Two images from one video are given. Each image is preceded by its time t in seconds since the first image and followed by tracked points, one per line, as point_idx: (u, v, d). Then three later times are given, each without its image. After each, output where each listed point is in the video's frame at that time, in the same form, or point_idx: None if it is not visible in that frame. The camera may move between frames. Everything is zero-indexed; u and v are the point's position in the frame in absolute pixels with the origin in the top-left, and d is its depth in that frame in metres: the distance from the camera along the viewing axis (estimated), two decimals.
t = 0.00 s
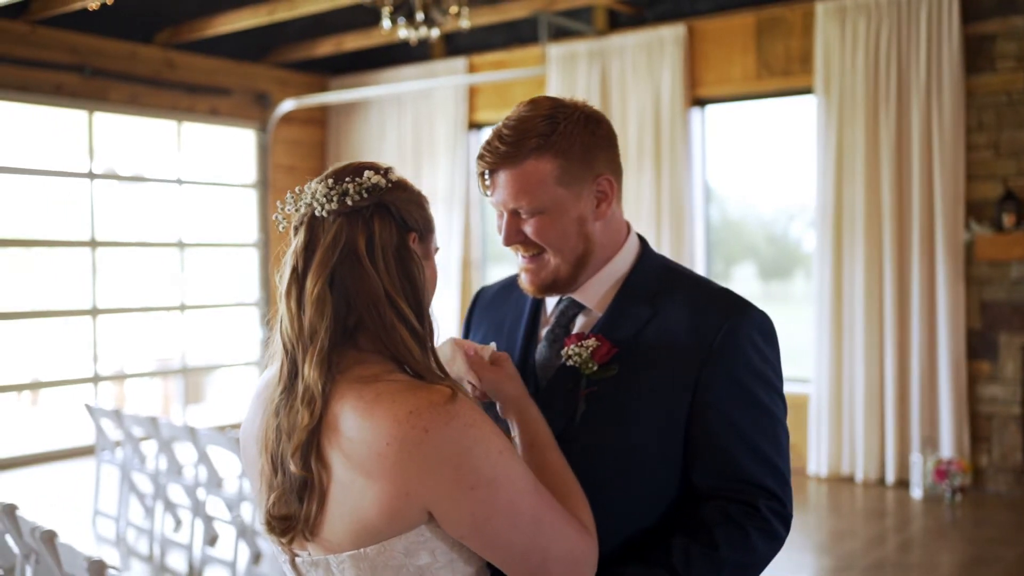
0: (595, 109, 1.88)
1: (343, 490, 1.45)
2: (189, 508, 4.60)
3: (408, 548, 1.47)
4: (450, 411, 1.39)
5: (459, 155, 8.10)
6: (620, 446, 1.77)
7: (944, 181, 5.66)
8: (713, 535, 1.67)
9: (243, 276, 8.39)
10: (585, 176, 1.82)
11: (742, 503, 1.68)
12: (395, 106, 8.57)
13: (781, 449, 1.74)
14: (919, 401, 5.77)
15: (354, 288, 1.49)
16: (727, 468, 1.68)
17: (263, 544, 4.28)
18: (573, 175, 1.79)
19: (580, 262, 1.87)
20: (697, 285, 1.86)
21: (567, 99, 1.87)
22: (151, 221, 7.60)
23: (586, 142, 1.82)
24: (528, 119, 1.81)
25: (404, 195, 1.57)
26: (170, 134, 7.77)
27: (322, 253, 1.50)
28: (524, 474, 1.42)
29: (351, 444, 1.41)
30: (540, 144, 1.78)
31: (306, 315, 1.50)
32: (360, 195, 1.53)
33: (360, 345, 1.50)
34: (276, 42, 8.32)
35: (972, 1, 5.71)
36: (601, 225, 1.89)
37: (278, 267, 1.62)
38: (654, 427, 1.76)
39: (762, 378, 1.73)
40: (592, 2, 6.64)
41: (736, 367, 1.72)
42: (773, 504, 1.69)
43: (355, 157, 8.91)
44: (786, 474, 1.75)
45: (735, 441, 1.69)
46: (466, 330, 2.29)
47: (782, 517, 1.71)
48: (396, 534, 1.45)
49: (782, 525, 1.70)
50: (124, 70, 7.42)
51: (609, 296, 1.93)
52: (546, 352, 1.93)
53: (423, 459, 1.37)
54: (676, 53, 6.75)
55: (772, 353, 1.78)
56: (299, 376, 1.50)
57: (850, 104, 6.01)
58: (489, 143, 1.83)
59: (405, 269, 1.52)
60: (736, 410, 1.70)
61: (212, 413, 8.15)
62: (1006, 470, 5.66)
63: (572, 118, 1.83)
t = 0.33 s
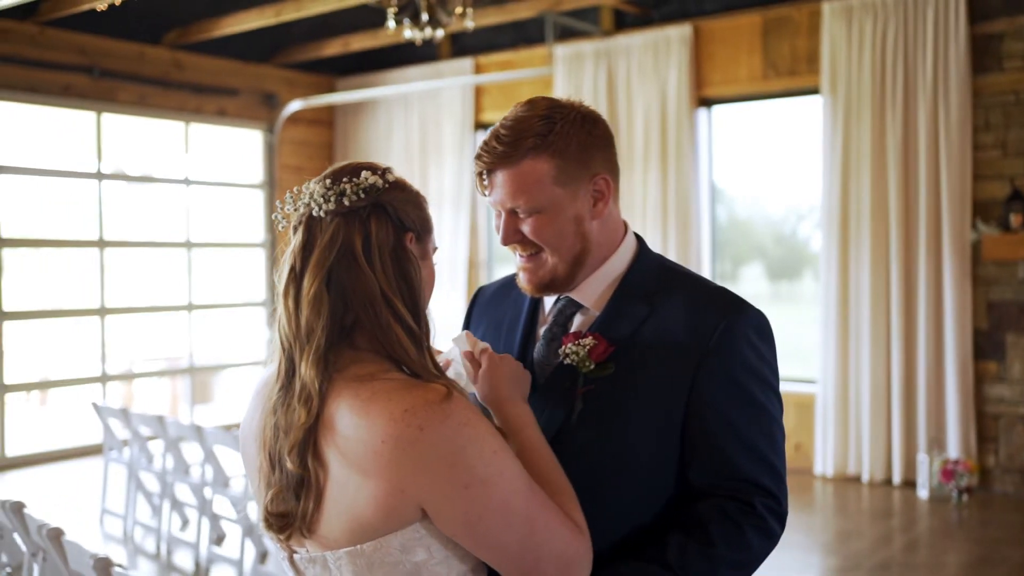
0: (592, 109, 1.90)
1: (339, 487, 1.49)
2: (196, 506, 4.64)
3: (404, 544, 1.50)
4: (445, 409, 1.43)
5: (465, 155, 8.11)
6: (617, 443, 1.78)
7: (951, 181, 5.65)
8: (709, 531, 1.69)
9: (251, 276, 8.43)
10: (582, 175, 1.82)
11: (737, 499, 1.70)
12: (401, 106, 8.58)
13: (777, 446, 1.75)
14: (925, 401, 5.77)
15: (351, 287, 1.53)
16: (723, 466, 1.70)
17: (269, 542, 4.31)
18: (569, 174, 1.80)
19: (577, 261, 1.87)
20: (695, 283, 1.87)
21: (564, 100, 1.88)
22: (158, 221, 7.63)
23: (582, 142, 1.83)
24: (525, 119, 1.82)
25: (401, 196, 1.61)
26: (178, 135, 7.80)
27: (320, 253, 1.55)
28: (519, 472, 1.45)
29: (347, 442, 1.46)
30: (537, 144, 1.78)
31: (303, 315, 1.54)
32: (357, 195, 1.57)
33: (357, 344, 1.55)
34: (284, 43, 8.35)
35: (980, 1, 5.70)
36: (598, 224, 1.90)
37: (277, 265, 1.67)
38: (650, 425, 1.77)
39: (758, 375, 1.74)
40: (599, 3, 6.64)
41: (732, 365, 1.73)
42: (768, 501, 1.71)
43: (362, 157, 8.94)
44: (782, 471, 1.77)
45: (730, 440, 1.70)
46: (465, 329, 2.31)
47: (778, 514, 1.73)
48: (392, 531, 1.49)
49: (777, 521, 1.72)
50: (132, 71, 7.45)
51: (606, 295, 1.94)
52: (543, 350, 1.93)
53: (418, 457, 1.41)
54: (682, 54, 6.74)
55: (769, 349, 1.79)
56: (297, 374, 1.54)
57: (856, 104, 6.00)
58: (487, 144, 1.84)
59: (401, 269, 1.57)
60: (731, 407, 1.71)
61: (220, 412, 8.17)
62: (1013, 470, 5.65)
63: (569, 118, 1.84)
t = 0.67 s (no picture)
0: (589, 110, 1.91)
1: (335, 484, 1.51)
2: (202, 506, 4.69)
3: (401, 540, 1.51)
4: (440, 407, 1.44)
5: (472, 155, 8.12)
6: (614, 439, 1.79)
7: (958, 181, 5.63)
8: (704, 527, 1.71)
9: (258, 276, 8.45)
10: (580, 174, 1.83)
11: (732, 495, 1.71)
12: (408, 106, 8.59)
13: (773, 443, 1.76)
14: (932, 401, 5.75)
15: (347, 287, 1.54)
16: (719, 462, 1.72)
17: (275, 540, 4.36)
18: (567, 173, 1.81)
19: (575, 260, 1.88)
20: (692, 282, 1.89)
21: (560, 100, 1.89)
22: (166, 221, 7.65)
23: (580, 141, 1.84)
24: (522, 119, 1.83)
25: (398, 196, 1.62)
26: (186, 135, 7.82)
27: (316, 252, 1.56)
28: (515, 468, 1.46)
29: (343, 440, 1.47)
30: (535, 143, 1.79)
31: (299, 314, 1.56)
32: (354, 195, 1.59)
33: (353, 343, 1.56)
34: (290, 43, 8.36)
35: (987, 0, 5.69)
36: (596, 223, 1.91)
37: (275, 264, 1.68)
38: (646, 422, 1.78)
39: (754, 373, 1.76)
40: (605, 3, 6.64)
41: (728, 363, 1.74)
42: (763, 498, 1.73)
43: (368, 157, 8.96)
44: (778, 468, 1.78)
45: (727, 437, 1.71)
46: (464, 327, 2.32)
47: (774, 511, 1.74)
48: (388, 529, 1.50)
49: (772, 518, 1.73)
50: (140, 72, 7.48)
51: (603, 294, 1.95)
52: (540, 348, 1.94)
53: (413, 454, 1.42)
54: (689, 54, 6.73)
55: (765, 348, 1.81)
56: (293, 373, 1.55)
57: (863, 103, 5.99)
58: (484, 143, 1.85)
59: (397, 268, 1.58)
60: (728, 405, 1.73)
61: (226, 411, 8.20)
62: (1021, 471, 5.63)
63: (566, 119, 1.85)
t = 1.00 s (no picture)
0: (588, 108, 1.92)
1: (333, 484, 1.52)
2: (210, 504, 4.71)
3: (400, 538, 1.53)
4: (436, 405, 1.45)
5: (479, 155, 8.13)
6: (611, 436, 1.80)
7: (965, 181, 5.62)
8: (696, 522, 1.72)
9: (266, 276, 8.47)
10: (579, 166, 1.84)
11: (725, 491, 1.72)
12: (415, 106, 8.60)
13: (769, 441, 1.77)
14: (940, 401, 5.74)
15: (341, 290, 1.55)
16: (713, 458, 1.73)
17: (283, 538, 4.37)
18: (567, 164, 1.82)
19: (574, 253, 1.89)
20: (691, 280, 1.89)
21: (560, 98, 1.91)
22: (174, 221, 7.68)
23: (579, 134, 1.85)
24: (522, 112, 1.85)
25: (393, 197, 1.62)
26: (194, 136, 7.84)
27: (310, 255, 1.57)
28: (513, 461, 1.47)
29: (340, 441, 1.48)
30: (535, 132, 1.81)
31: (293, 317, 1.56)
32: (349, 197, 1.59)
33: (348, 344, 1.57)
34: (298, 43, 8.38)
35: None
36: (595, 217, 1.91)
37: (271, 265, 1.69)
38: (643, 419, 1.79)
39: (750, 370, 1.77)
40: (613, 2, 6.64)
41: (724, 360, 1.75)
42: (756, 494, 1.73)
43: (376, 157, 8.98)
44: (772, 466, 1.79)
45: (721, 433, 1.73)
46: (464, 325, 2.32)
47: (766, 507, 1.75)
48: (386, 527, 1.52)
49: (764, 514, 1.74)
50: (149, 73, 7.50)
51: (602, 291, 1.96)
52: (540, 346, 1.96)
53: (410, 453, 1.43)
54: (695, 54, 6.72)
55: (762, 345, 1.81)
56: (289, 374, 1.56)
57: (870, 103, 5.97)
58: (485, 135, 1.86)
59: (391, 270, 1.59)
60: (723, 402, 1.74)
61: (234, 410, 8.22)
62: None
63: (566, 112, 1.86)
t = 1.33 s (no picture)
0: (590, 107, 1.94)
1: (333, 489, 1.53)
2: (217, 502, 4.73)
3: (399, 535, 1.53)
4: (430, 404, 1.46)
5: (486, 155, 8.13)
6: (604, 434, 1.81)
7: (972, 180, 5.60)
8: (679, 520, 1.72)
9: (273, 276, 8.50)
10: (580, 163, 1.85)
11: (710, 490, 1.73)
12: (422, 106, 8.62)
13: (760, 443, 1.78)
14: (947, 401, 5.72)
15: (333, 300, 1.56)
16: (703, 456, 1.74)
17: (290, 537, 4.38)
18: (567, 160, 1.83)
19: (575, 250, 1.90)
20: (691, 281, 1.90)
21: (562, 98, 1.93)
22: (182, 221, 7.70)
23: (580, 132, 1.86)
24: (524, 111, 1.86)
25: (383, 203, 1.61)
26: (202, 136, 7.87)
27: (301, 267, 1.57)
28: (511, 454, 1.48)
29: (338, 448, 1.49)
30: (537, 129, 1.82)
31: (287, 329, 1.57)
32: (336, 207, 1.58)
33: (342, 351, 1.57)
34: (305, 44, 8.41)
35: None
36: (596, 214, 1.92)
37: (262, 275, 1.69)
38: (638, 418, 1.80)
39: (745, 371, 1.78)
40: (619, 3, 6.64)
41: (721, 359, 1.77)
42: (740, 495, 1.73)
43: (383, 157, 8.99)
44: (761, 469, 1.79)
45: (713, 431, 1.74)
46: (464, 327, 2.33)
47: (749, 509, 1.75)
48: (387, 524, 1.52)
49: (747, 516, 1.74)
50: (157, 73, 7.53)
51: (603, 289, 1.96)
52: (539, 345, 1.94)
53: (408, 453, 1.44)
54: (702, 53, 6.72)
55: (759, 348, 1.82)
56: (284, 384, 1.57)
57: (876, 102, 5.96)
58: (488, 133, 1.88)
59: (382, 276, 1.59)
60: (716, 401, 1.75)
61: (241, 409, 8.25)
62: None
63: (568, 110, 1.88)
